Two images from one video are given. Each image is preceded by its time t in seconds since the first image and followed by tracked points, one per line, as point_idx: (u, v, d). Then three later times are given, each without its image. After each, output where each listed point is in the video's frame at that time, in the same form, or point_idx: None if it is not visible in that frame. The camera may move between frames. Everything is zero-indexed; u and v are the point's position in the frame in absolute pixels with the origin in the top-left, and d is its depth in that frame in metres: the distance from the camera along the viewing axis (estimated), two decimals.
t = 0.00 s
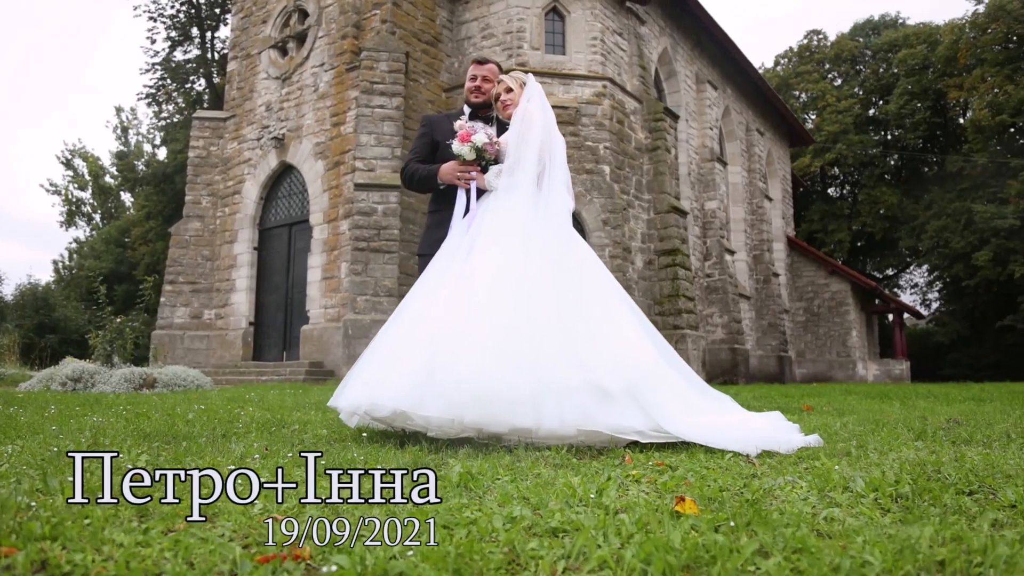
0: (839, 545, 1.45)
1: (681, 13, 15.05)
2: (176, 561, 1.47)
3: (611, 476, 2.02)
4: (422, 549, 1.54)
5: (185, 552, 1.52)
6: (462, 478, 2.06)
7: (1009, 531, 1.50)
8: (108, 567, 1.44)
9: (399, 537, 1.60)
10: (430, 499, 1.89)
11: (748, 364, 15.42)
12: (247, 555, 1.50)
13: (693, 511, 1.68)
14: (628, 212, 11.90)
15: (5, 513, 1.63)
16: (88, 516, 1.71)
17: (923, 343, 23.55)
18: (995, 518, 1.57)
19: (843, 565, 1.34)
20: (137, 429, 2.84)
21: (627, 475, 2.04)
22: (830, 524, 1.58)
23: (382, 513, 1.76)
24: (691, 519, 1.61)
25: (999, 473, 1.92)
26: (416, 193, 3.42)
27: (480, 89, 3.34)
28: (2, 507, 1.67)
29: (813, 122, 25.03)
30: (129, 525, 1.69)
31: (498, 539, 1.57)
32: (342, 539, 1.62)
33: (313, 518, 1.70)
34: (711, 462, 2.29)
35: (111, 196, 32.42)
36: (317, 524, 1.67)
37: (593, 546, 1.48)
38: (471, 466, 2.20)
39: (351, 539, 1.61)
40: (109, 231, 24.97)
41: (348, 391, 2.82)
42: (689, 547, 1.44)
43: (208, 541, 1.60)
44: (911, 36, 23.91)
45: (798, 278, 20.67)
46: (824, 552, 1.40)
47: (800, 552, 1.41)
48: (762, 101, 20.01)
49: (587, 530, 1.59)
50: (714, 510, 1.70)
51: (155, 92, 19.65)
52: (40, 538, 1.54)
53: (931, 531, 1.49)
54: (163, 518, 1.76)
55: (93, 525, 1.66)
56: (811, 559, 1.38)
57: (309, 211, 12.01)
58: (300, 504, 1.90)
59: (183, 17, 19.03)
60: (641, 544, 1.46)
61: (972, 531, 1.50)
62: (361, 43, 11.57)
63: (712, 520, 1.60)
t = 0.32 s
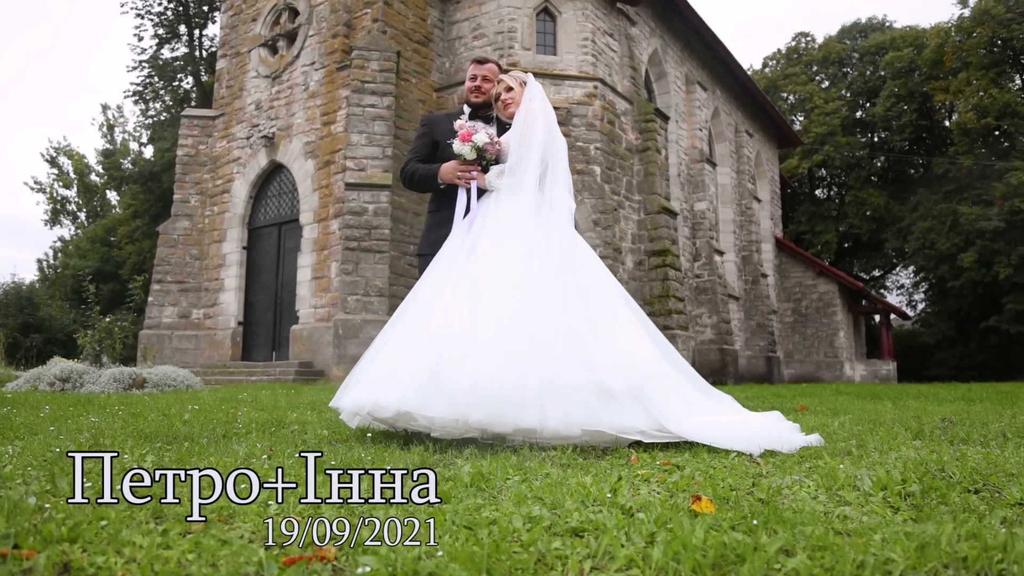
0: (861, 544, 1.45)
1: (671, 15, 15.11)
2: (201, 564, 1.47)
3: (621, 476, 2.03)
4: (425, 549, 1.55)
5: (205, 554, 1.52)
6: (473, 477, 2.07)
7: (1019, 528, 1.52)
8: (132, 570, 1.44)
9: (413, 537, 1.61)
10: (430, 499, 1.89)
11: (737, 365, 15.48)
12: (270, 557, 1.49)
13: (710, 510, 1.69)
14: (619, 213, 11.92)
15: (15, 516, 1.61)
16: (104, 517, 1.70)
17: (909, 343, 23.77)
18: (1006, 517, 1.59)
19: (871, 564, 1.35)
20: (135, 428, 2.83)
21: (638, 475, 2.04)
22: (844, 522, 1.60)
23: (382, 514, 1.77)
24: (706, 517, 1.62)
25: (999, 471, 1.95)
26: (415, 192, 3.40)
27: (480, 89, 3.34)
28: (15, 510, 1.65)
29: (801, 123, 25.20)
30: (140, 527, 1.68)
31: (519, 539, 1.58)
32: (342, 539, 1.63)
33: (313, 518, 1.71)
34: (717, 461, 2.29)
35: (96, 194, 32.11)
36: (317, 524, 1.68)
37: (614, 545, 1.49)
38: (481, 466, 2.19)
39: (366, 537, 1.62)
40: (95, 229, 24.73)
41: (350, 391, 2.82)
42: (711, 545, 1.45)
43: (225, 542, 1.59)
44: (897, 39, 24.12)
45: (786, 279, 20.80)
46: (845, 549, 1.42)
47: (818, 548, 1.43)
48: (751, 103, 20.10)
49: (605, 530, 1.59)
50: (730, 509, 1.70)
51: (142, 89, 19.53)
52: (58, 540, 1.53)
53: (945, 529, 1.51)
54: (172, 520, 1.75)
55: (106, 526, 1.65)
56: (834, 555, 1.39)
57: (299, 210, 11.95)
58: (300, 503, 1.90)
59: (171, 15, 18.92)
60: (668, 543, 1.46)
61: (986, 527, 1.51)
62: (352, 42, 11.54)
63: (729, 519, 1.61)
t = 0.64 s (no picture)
0: (879, 546, 1.47)
1: (662, 16, 15.16)
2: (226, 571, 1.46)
3: (632, 478, 2.03)
4: (426, 548, 1.58)
5: (229, 560, 1.52)
6: (485, 480, 2.07)
7: None
8: None
9: (430, 539, 1.63)
10: (431, 498, 1.92)
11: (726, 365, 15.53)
12: (294, 564, 1.49)
13: (726, 512, 1.69)
14: (610, 213, 11.95)
15: (32, 523, 1.60)
16: (121, 522, 1.69)
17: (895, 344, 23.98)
18: (1014, 518, 1.61)
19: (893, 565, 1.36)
20: (134, 430, 2.82)
21: (649, 478, 2.04)
22: (858, 525, 1.61)
23: (381, 514, 1.80)
24: (723, 519, 1.64)
25: (1002, 472, 1.98)
26: (415, 194, 3.40)
27: (480, 91, 3.34)
28: (30, 517, 1.63)
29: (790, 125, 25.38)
30: (157, 531, 1.67)
31: (540, 543, 1.58)
32: (343, 540, 1.65)
33: (314, 518, 1.73)
34: (725, 464, 2.30)
35: (82, 192, 31.78)
36: (318, 525, 1.70)
37: (639, 548, 1.50)
38: (492, 470, 2.19)
39: (385, 540, 1.63)
40: (80, 227, 24.52)
41: (352, 394, 2.82)
42: (732, 547, 1.46)
43: (247, 548, 1.59)
44: (885, 41, 24.32)
45: (775, 280, 20.92)
46: (865, 549, 1.44)
47: (839, 551, 1.45)
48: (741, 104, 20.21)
49: (627, 533, 1.60)
50: (746, 511, 1.71)
51: (129, 87, 19.41)
52: (81, 548, 1.52)
53: (959, 530, 1.52)
54: (182, 523, 1.76)
55: (124, 530, 1.64)
56: (856, 558, 1.40)
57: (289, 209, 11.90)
58: (300, 504, 1.91)
59: (159, 13, 18.81)
60: (696, 547, 1.46)
61: (999, 529, 1.53)
62: (344, 41, 11.50)
63: (747, 521, 1.62)
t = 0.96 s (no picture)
0: (894, 550, 1.48)
1: (654, 17, 15.21)
2: None
3: (644, 483, 2.04)
4: (426, 548, 1.63)
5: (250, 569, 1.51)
6: (498, 485, 2.08)
7: None
8: None
9: (450, 548, 1.61)
10: (430, 498, 1.96)
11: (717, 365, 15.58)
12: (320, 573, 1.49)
13: (744, 519, 1.70)
14: (602, 214, 11.97)
15: (49, 533, 1.59)
16: (140, 532, 1.68)
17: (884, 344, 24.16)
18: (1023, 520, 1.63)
19: (913, 566, 1.37)
20: (136, 433, 2.81)
21: (660, 482, 2.05)
22: (872, 529, 1.62)
23: (379, 513, 1.85)
24: (748, 525, 1.64)
25: (1005, 475, 2.00)
26: (417, 196, 3.39)
27: (482, 93, 3.35)
28: (48, 526, 1.63)
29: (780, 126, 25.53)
30: (173, 536, 1.68)
31: (562, 549, 1.58)
32: (343, 539, 1.70)
33: (313, 519, 1.78)
34: (732, 467, 2.31)
35: (69, 190, 31.48)
36: (317, 524, 1.74)
37: (664, 555, 1.49)
38: (504, 474, 2.20)
39: (408, 551, 1.61)
40: (68, 226, 24.33)
41: (357, 397, 2.82)
42: (756, 553, 1.46)
43: (268, 559, 1.57)
44: (874, 44, 24.49)
45: (765, 281, 21.03)
46: (901, 556, 1.43)
47: (862, 556, 1.45)
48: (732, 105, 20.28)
49: (649, 540, 1.60)
50: (763, 517, 1.72)
51: (118, 85, 19.33)
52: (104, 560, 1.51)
53: (973, 535, 1.54)
54: (191, 525, 1.77)
55: (143, 539, 1.64)
56: (879, 564, 1.40)
57: (281, 209, 11.85)
58: (300, 504, 1.96)
59: (148, 10, 18.73)
60: (724, 553, 1.46)
61: (1010, 533, 1.55)
62: (336, 40, 11.47)
63: (765, 526, 1.64)
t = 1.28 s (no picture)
0: (914, 553, 1.49)
1: (647, 18, 15.23)
2: None
3: (656, 486, 2.06)
4: (426, 548, 1.66)
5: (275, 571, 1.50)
6: (513, 489, 2.08)
7: None
8: None
9: (476, 554, 1.59)
10: (430, 498, 2.00)
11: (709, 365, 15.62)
12: None
13: (764, 522, 1.70)
14: (595, 214, 11.99)
15: (76, 539, 1.59)
16: (164, 539, 1.66)
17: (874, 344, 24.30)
18: None
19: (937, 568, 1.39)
20: (140, 437, 2.81)
21: (672, 486, 2.06)
22: (889, 533, 1.63)
23: (377, 514, 1.88)
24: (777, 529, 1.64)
25: (1013, 477, 2.02)
26: (421, 199, 3.40)
27: (486, 96, 3.36)
28: (68, 533, 1.63)
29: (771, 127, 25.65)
30: (195, 540, 1.68)
31: (587, 555, 1.57)
32: (342, 540, 1.73)
33: (313, 519, 1.81)
34: (740, 470, 2.32)
35: (58, 188, 31.22)
36: (317, 525, 1.78)
37: (693, 560, 1.49)
38: (519, 477, 2.20)
39: (434, 555, 1.57)
40: (57, 225, 24.17)
41: (365, 400, 2.83)
42: (786, 558, 1.46)
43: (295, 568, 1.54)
44: (865, 46, 24.63)
45: (757, 281, 21.12)
46: (932, 560, 1.43)
47: (887, 560, 1.46)
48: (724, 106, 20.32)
49: (675, 545, 1.60)
50: (783, 521, 1.72)
51: (108, 83, 19.26)
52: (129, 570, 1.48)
53: (992, 539, 1.55)
54: (203, 526, 1.78)
55: (168, 545, 1.62)
56: (906, 568, 1.40)
57: (274, 208, 11.81)
58: (300, 503, 1.99)
59: (139, 8, 18.64)
60: (752, 558, 1.46)
61: None
62: (330, 40, 11.44)
63: (787, 529, 1.64)
